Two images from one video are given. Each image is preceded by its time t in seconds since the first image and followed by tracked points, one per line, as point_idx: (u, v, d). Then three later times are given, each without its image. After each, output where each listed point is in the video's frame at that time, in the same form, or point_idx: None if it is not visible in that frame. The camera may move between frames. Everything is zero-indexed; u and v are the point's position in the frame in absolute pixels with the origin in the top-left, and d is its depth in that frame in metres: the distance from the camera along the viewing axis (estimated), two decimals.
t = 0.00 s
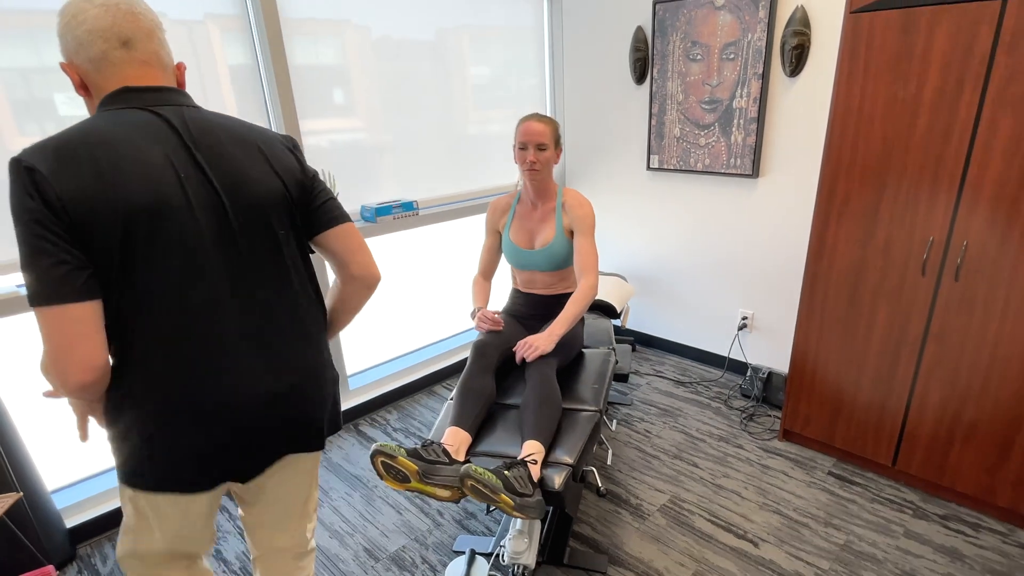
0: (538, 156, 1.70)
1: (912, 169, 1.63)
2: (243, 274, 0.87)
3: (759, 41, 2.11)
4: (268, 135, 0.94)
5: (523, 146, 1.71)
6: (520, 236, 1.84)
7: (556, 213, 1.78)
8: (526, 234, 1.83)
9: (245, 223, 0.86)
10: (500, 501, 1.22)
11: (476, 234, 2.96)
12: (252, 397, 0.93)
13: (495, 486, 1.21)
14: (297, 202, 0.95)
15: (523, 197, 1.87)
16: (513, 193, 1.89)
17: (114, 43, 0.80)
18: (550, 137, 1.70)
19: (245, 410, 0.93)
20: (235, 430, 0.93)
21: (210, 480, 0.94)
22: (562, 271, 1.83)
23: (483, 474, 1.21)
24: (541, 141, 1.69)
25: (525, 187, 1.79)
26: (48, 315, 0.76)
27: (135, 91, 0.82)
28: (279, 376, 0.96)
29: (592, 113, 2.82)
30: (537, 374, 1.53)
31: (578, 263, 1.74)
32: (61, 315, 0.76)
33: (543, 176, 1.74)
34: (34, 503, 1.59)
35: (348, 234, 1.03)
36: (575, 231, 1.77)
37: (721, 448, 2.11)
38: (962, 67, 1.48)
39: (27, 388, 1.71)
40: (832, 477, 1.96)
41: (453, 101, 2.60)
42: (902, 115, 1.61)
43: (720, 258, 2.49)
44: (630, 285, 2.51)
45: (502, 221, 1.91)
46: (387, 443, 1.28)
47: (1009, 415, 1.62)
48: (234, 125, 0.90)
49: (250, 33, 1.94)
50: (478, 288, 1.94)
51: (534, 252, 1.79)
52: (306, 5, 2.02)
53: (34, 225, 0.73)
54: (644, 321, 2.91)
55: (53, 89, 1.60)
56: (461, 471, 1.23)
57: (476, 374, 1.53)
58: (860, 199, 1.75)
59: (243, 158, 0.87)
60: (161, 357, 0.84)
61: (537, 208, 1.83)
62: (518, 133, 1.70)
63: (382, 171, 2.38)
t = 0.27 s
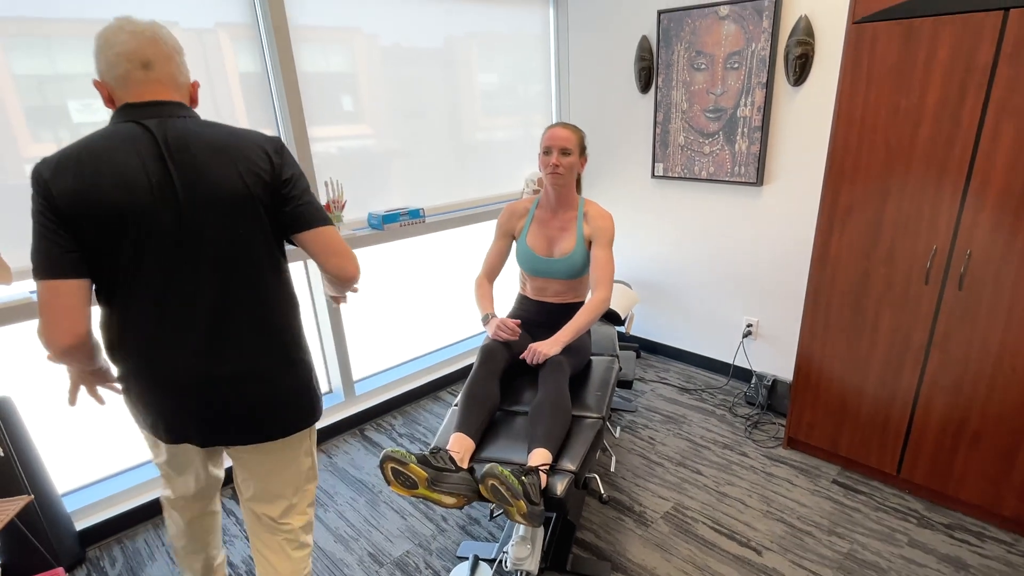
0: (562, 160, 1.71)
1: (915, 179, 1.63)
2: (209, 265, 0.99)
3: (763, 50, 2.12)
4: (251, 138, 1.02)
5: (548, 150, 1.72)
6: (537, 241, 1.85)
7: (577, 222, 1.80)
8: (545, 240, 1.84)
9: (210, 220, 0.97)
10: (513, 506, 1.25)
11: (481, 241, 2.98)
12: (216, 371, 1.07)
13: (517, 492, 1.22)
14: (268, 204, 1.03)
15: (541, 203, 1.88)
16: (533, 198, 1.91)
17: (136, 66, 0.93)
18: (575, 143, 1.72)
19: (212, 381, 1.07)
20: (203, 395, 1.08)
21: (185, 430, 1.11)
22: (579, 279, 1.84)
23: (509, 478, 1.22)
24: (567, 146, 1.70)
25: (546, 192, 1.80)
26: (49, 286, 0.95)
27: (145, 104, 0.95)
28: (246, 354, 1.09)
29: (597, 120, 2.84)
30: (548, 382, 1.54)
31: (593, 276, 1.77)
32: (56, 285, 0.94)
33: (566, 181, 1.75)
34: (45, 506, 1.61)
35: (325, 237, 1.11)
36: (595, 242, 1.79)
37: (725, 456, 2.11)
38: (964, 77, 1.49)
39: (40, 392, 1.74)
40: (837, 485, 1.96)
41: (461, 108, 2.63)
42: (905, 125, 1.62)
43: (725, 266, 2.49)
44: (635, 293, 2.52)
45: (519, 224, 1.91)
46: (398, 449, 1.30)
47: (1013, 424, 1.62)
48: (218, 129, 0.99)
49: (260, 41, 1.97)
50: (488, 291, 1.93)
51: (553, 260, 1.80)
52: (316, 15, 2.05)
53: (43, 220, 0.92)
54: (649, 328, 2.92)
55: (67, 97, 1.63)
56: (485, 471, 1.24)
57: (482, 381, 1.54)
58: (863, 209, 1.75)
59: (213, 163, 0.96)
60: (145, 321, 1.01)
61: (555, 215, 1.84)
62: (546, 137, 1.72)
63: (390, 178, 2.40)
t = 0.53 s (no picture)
0: (575, 164, 1.73)
1: (921, 185, 1.63)
2: (187, 260, 1.10)
3: (769, 56, 2.13)
4: (233, 145, 1.08)
5: (561, 155, 1.74)
6: (551, 247, 1.85)
7: (592, 229, 1.82)
8: (559, 246, 1.85)
9: (184, 221, 1.06)
10: (531, 508, 1.24)
11: (488, 246, 2.99)
12: (197, 356, 1.17)
13: (539, 495, 1.21)
14: (242, 208, 1.09)
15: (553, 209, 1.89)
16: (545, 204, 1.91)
17: (152, 85, 1.07)
18: (588, 148, 1.74)
19: (193, 365, 1.17)
20: (193, 379, 1.19)
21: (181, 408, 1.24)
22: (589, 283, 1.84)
23: (537, 481, 1.21)
24: (580, 151, 1.72)
25: (560, 197, 1.82)
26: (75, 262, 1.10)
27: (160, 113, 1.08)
28: (221, 345, 1.17)
29: (603, 125, 2.85)
30: (559, 389, 1.54)
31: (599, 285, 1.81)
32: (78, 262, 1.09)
33: (579, 186, 1.76)
34: (56, 507, 1.63)
35: (286, 237, 1.09)
36: (607, 250, 1.81)
37: (731, 462, 2.11)
38: (970, 84, 1.49)
39: (51, 394, 1.76)
40: (843, 492, 1.95)
41: (468, 113, 2.64)
42: (910, 131, 1.62)
43: (732, 271, 2.49)
44: (640, 298, 2.52)
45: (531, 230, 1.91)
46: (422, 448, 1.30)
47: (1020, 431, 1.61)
48: (205, 136, 1.08)
49: (270, 48, 2.00)
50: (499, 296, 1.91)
51: (568, 266, 1.81)
52: (325, 21, 2.07)
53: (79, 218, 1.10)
54: (655, 333, 2.92)
55: (81, 103, 1.66)
56: (515, 468, 1.24)
57: (492, 386, 1.55)
58: (869, 215, 1.75)
59: (192, 169, 1.04)
60: (145, 307, 1.15)
61: (569, 221, 1.85)
62: (558, 143, 1.74)
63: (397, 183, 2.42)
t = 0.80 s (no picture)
0: (574, 169, 1.73)
1: (930, 191, 1.62)
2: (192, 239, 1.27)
3: (777, 62, 2.12)
4: (225, 137, 1.19)
5: (558, 161, 1.75)
6: (554, 253, 1.85)
7: (593, 233, 1.84)
8: (562, 251, 1.85)
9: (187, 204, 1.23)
10: (534, 512, 1.24)
11: (496, 250, 3.00)
12: (202, 322, 1.34)
13: (543, 498, 1.23)
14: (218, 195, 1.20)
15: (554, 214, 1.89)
16: (545, 210, 1.91)
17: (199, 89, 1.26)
18: (585, 153, 1.74)
19: (198, 328, 1.36)
20: (194, 336, 1.37)
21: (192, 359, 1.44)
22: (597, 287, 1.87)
23: (541, 484, 1.23)
24: (578, 156, 1.73)
25: (560, 203, 1.82)
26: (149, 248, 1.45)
27: (200, 109, 1.28)
28: (212, 312, 1.33)
29: (611, 130, 2.85)
30: (563, 394, 1.54)
31: (611, 285, 1.86)
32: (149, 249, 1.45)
33: (579, 191, 1.76)
34: (67, 508, 1.64)
35: (234, 227, 1.16)
36: (612, 254, 1.85)
37: (738, 468, 2.10)
38: (979, 89, 1.48)
39: (64, 397, 1.78)
40: (852, 499, 1.94)
41: (477, 117, 2.66)
42: (919, 136, 1.61)
43: (740, 276, 2.49)
44: (647, 302, 2.52)
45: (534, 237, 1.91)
46: (420, 458, 1.31)
47: None
48: (211, 130, 1.21)
49: (281, 54, 2.02)
50: (511, 306, 1.90)
51: (573, 271, 1.81)
52: (336, 28, 2.09)
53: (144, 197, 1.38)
54: (662, 338, 2.92)
55: (96, 109, 1.68)
56: (519, 471, 1.24)
57: (497, 392, 1.56)
58: (877, 221, 1.74)
59: (189, 157, 1.20)
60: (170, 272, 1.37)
61: (571, 226, 1.86)
62: (555, 150, 1.75)
63: (407, 188, 2.43)
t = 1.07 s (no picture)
0: (568, 173, 1.73)
1: (943, 194, 1.61)
2: (234, 232, 1.36)
3: (788, 64, 2.12)
4: (270, 143, 1.26)
5: (553, 164, 1.74)
6: (551, 255, 1.85)
7: (590, 235, 1.82)
8: (558, 253, 1.84)
9: (231, 200, 1.32)
10: (541, 524, 1.25)
11: (505, 253, 3.00)
12: (233, 308, 1.44)
13: (550, 512, 1.23)
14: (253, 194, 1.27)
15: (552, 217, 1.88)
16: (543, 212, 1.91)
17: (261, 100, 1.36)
18: (580, 156, 1.74)
19: (234, 316, 1.44)
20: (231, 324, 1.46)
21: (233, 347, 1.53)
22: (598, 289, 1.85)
23: (547, 498, 1.23)
24: (572, 160, 1.72)
25: (556, 206, 1.82)
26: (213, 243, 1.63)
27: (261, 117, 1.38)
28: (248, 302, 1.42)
29: (620, 134, 2.85)
30: (567, 396, 1.53)
31: (619, 281, 1.83)
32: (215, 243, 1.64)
33: (574, 194, 1.75)
34: (80, 509, 1.66)
35: (258, 222, 1.22)
36: (611, 256, 1.84)
37: (749, 473, 2.09)
38: (993, 91, 1.47)
39: (77, 398, 1.80)
40: (864, 505, 1.92)
41: (487, 121, 2.67)
42: (932, 138, 1.59)
43: (750, 279, 2.47)
44: (657, 306, 2.51)
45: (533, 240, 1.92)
46: (416, 479, 1.35)
47: None
48: (261, 134, 1.30)
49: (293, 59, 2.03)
50: (512, 310, 1.90)
51: (568, 274, 1.80)
52: (348, 32, 2.11)
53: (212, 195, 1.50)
54: (672, 342, 2.90)
55: (111, 113, 1.70)
56: (524, 487, 1.25)
57: (503, 395, 1.56)
58: (889, 224, 1.73)
59: (239, 159, 1.29)
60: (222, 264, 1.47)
61: (567, 229, 1.85)
62: (549, 153, 1.75)
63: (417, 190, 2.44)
